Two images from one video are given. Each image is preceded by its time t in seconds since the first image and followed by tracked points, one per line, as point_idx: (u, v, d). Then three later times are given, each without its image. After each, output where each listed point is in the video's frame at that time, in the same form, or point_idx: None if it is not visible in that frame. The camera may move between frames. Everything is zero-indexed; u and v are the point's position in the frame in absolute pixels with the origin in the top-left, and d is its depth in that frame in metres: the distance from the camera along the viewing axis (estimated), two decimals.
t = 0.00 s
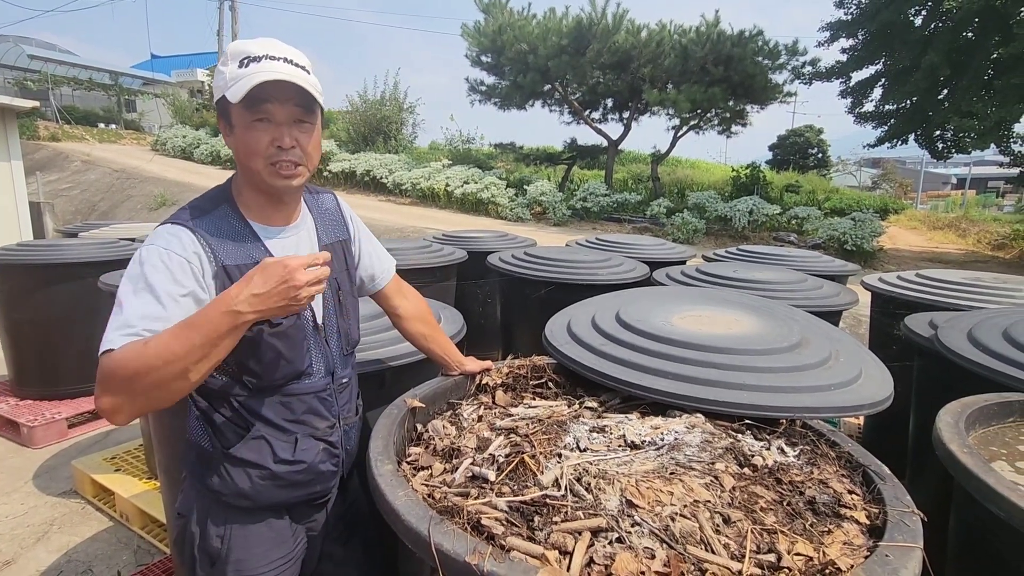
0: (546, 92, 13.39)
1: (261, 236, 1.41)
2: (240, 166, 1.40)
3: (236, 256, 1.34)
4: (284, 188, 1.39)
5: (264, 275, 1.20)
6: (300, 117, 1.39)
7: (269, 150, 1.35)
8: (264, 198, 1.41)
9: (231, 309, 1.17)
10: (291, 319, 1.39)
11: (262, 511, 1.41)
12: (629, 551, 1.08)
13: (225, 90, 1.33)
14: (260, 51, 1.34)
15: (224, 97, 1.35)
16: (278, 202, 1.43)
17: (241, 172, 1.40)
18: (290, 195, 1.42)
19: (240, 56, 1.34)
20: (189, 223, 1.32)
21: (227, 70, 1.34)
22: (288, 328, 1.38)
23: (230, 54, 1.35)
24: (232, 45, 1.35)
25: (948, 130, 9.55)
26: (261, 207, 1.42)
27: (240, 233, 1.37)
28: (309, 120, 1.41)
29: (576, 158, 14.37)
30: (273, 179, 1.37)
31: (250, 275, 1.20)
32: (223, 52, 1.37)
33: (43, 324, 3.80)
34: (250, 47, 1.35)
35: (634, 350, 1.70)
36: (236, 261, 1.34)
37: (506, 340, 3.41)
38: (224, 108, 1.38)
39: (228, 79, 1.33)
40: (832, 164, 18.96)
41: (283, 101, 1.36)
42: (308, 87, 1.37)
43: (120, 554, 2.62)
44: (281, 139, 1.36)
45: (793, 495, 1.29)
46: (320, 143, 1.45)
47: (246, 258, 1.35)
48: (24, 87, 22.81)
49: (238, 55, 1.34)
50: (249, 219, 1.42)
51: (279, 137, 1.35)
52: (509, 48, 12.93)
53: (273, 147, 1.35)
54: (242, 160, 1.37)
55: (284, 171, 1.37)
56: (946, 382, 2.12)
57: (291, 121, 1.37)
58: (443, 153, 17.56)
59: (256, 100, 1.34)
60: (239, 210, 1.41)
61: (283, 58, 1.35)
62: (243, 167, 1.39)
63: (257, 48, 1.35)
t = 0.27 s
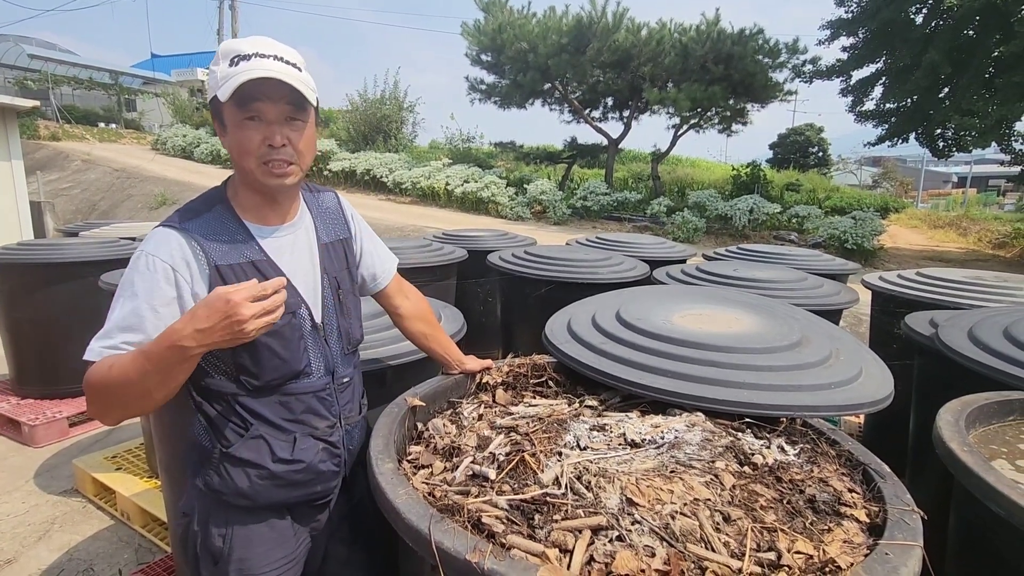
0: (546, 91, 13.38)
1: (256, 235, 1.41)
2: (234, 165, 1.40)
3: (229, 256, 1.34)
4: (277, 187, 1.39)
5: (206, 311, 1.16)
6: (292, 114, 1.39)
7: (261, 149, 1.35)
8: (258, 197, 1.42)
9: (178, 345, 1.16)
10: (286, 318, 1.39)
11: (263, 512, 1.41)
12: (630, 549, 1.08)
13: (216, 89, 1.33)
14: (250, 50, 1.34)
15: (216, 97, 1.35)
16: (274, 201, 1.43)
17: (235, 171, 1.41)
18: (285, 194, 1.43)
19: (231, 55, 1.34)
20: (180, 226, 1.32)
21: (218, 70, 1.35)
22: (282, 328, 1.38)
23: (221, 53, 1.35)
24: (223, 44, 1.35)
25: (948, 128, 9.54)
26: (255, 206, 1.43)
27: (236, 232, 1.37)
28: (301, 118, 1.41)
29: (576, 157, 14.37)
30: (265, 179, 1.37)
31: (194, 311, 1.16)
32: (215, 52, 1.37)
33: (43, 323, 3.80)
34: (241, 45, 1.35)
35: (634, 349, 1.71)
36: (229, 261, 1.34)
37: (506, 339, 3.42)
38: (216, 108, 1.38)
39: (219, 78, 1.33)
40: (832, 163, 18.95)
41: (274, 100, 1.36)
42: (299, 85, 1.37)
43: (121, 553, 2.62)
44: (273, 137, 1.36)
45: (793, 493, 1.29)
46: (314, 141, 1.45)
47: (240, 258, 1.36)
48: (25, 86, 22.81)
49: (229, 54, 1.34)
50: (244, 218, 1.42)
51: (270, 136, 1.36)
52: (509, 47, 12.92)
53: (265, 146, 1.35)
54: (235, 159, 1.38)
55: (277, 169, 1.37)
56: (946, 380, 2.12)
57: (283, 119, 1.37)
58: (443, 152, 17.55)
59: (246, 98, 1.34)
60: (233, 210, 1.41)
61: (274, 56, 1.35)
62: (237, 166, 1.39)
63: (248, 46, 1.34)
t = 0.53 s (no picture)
0: (547, 89, 13.36)
1: (259, 232, 1.41)
2: (234, 164, 1.40)
3: (232, 252, 1.34)
4: (276, 185, 1.39)
5: (213, 317, 1.15)
6: (290, 113, 1.39)
7: (261, 148, 1.35)
8: (258, 196, 1.42)
9: (186, 352, 1.16)
10: (289, 314, 1.39)
11: (269, 510, 1.42)
12: (630, 547, 1.08)
13: (215, 89, 1.33)
14: (248, 48, 1.33)
15: (215, 96, 1.35)
16: (274, 199, 1.43)
17: (235, 169, 1.41)
18: (285, 193, 1.43)
19: (229, 54, 1.33)
20: (181, 222, 1.32)
21: (217, 69, 1.34)
22: (286, 324, 1.38)
23: (220, 52, 1.35)
24: (222, 43, 1.35)
25: (950, 125, 9.52)
26: (256, 204, 1.43)
27: (238, 229, 1.37)
28: (300, 116, 1.41)
29: (577, 155, 14.36)
30: (265, 178, 1.37)
31: (201, 317, 1.15)
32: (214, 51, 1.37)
33: (45, 322, 3.81)
34: (239, 44, 1.34)
35: (634, 347, 1.70)
36: (232, 257, 1.34)
37: (507, 337, 3.42)
38: (215, 106, 1.38)
39: (218, 77, 1.33)
40: (834, 160, 18.91)
41: (273, 98, 1.36)
42: (298, 83, 1.37)
43: (124, 552, 2.62)
44: (272, 136, 1.36)
45: (794, 491, 1.29)
46: (313, 139, 1.45)
47: (242, 253, 1.35)
48: (26, 86, 22.84)
49: (228, 53, 1.34)
50: (245, 215, 1.42)
51: (269, 134, 1.36)
52: (510, 45, 12.91)
53: (264, 144, 1.35)
54: (234, 158, 1.38)
55: (276, 168, 1.37)
56: (947, 377, 2.11)
57: (282, 118, 1.37)
58: (444, 151, 17.55)
59: (245, 97, 1.34)
60: (234, 207, 1.41)
61: (273, 55, 1.35)
62: (236, 165, 1.39)
63: (246, 45, 1.34)
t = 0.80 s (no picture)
0: (548, 87, 13.33)
1: (262, 227, 1.40)
2: (236, 160, 1.39)
3: (237, 246, 1.34)
4: (278, 183, 1.38)
5: (196, 296, 1.15)
6: (295, 112, 1.38)
7: (264, 147, 1.35)
8: (261, 192, 1.41)
9: (168, 335, 1.15)
10: (294, 307, 1.39)
11: (276, 506, 1.42)
12: (631, 545, 1.08)
13: (219, 87, 1.32)
14: (254, 45, 1.33)
15: (218, 93, 1.34)
16: (276, 196, 1.43)
17: (237, 166, 1.40)
18: (288, 190, 1.42)
19: (234, 51, 1.33)
20: (186, 216, 1.32)
21: (222, 66, 1.34)
22: (291, 319, 1.38)
23: (225, 48, 1.35)
24: (227, 39, 1.34)
25: (953, 120, 9.49)
26: (258, 201, 1.42)
27: (242, 224, 1.37)
28: (304, 115, 1.40)
29: (578, 152, 14.35)
30: (268, 176, 1.37)
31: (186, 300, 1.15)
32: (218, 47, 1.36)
33: (47, 321, 3.81)
34: (244, 41, 1.34)
35: (635, 344, 1.70)
36: (237, 251, 1.33)
37: (508, 335, 3.41)
38: (219, 103, 1.37)
39: (222, 75, 1.33)
40: (836, 156, 18.85)
41: (278, 98, 1.35)
42: (304, 82, 1.36)
43: (127, 550, 2.63)
44: (276, 135, 1.35)
45: (796, 488, 1.29)
46: (316, 138, 1.45)
47: (247, 248, 1.35)
48: (28, 86, 22.87)
49: (232, 50, 1.33)
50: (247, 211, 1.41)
51: (273, 134, 1.35)
52: (510, 42, 12.89)
53: (268, 143, 1.35)
54: (237, 156, 1.37)
55: (280, 167, 1.37)
56: (950, 374, 2.10)
57: (286, 117, 1.37)
58: (445, 149, 17.54)
59: (250, 96, 1.34)
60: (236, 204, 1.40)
61: (278, 53, 1.34)
62: (238, 161, 1.38)
63: (251, 42, 1.33)
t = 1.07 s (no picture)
0: (549, 83, 13.29)
1: (267, 224, 1.39)
2: (244, 157, 1.37)
3: (239, 244, 1.32)
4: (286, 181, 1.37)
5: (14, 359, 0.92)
6: (307, 111, 1.37)
7: (275, 145, 1.33)
8: (268, 189, 1.40)
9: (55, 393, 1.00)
10: (299, 304, 1.37)
11: (281, 506, 1.41)
12: (639, 544, 1.06)
13: (230, 82, 1.30)
14: (267, 43, 1.32)
15: (229, 89, 1.32)
16: (282, 193, 1.42)
17: (243, 161, 1.38)
18: (294, 188, 1.41)
19: (247, 48, 1.31)
20: (188, 214, 1.30)
21: (233, 61, 1.32)
22: (295, 316, 1.36)
23: (237, 44, 1.33)
24: (239, 35, 1.32)
25: (957, 114, 9.43)
26: (264, 198, 1.41)
27: (244, 222, 1.35)
28: (315, 115, 1.39)
29: (581, 149, 14.32)
30: (276, 174, 1.36)
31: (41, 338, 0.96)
32: (229, 42, 1.35)
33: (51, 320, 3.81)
34: (257, 38, 1.32)
35: (641, 341, 1.68)
36: (240, 249, 1.32)
37: (511, 332, 3.40)
38: (227, 98, 1.35)
39: (234, 71, 1.31)
40: (840, 151, 18.76)
41: (290, 96, 1.33)
42: (315, 82, 1.35)
43: (132, 549, 2.63)
44: (286, 133, 1.34)
45: (805, 486, 1.27)
46: (324, 137, 1.44)
47: (250, 245, 1.34)
48: (30, 86, 22.88)
49: (244, 46, 1.32)
50: (251, 207, 1.40)
51: (283, 132, 1.34)
52: (511, 39, 12.85)
53: (278, 142, 1.33)
54: (245, 152, 1.36)
55: (289, 165, 1.35)
56: (959, 369, 2.08)
57: (297, 116, 1.35)
58: (447, 146, 17.51)
59: (263, 94, 1.32)
60: (241, 199, 1.39)
61: (291, 52, 1.33)
62: (247, 158, 1.37)
63: (264, 39, 1.32)
